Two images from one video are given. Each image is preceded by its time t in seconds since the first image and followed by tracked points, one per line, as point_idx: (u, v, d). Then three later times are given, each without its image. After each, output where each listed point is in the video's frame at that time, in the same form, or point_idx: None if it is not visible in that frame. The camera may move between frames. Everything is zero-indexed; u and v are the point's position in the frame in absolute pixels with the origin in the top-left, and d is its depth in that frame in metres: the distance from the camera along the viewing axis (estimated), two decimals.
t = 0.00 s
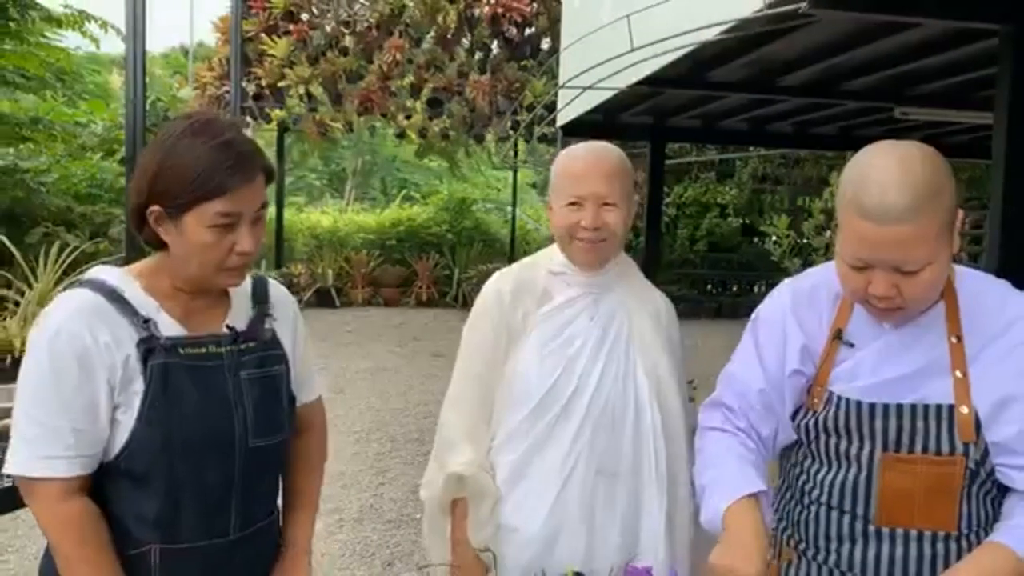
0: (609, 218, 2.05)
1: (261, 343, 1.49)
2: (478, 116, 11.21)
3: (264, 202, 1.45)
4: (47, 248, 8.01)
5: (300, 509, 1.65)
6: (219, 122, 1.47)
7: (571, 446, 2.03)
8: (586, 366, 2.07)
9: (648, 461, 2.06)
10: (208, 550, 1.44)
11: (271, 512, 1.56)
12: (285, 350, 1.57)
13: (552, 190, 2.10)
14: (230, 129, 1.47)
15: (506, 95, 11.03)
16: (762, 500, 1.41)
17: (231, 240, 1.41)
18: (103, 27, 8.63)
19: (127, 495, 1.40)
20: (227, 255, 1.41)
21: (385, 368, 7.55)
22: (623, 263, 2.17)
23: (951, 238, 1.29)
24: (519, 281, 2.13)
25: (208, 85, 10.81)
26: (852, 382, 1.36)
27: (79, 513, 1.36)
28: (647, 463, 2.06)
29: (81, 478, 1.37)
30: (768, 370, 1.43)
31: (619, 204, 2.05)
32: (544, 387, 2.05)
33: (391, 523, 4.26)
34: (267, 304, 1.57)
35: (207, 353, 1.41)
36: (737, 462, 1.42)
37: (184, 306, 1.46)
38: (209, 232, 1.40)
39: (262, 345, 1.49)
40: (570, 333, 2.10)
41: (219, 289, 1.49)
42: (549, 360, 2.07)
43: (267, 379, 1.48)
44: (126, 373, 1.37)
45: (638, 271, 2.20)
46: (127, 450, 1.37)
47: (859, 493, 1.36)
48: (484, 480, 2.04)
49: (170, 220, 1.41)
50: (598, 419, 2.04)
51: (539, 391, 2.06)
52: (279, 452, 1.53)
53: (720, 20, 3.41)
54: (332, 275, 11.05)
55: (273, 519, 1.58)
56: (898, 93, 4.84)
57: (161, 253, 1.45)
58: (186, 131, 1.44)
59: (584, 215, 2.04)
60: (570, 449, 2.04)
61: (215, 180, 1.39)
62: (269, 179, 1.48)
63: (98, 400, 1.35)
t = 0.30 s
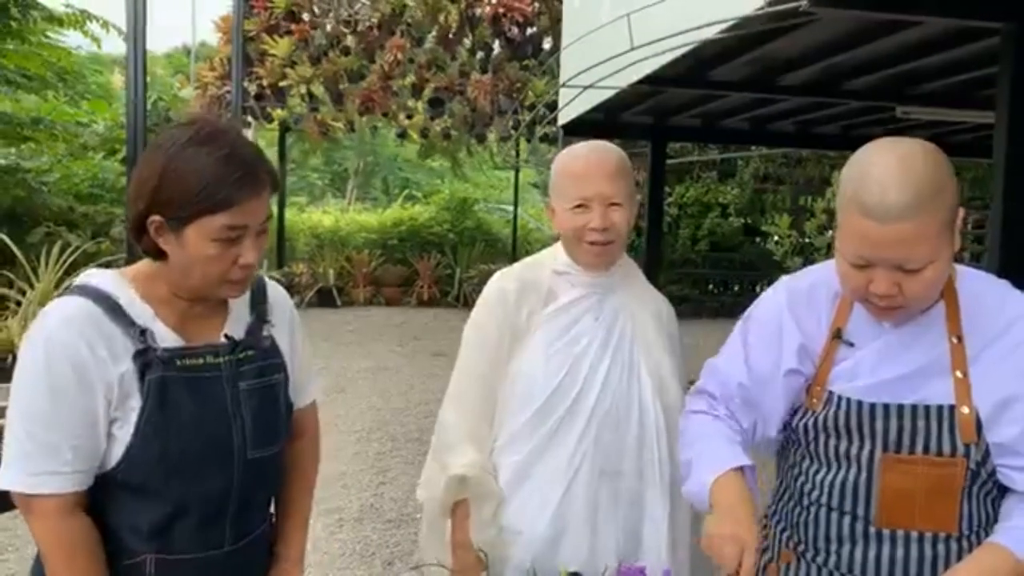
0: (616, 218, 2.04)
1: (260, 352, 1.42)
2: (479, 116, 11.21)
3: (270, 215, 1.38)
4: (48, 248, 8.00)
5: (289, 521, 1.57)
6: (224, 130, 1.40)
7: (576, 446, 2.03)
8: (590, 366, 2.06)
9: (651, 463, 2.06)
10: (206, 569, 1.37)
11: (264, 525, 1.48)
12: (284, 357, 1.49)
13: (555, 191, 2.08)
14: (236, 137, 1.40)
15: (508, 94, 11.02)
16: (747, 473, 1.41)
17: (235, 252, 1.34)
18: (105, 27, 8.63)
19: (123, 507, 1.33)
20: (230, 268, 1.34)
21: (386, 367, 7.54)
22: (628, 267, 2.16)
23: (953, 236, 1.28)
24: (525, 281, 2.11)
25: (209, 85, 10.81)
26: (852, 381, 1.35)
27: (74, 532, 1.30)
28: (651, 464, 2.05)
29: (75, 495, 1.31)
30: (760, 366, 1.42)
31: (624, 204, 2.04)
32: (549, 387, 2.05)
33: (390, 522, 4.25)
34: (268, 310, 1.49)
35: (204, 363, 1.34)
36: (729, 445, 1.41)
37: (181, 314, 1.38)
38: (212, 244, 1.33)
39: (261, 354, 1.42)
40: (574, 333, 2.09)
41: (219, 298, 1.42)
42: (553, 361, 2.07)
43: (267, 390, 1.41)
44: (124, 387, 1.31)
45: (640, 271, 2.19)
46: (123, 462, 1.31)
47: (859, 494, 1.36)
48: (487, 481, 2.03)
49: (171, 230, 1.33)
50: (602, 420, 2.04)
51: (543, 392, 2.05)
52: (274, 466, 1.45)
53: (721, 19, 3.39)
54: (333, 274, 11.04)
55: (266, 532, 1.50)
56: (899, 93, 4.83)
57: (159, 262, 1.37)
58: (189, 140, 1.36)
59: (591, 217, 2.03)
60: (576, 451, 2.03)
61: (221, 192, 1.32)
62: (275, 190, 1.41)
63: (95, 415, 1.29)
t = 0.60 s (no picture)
0: (624, 222, 2.03)
1: (260, 356, 1.42)
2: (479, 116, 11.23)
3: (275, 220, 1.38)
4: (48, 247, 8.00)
5: (288, 523, 1.57)
6: (231, 135, 1.39)
7: (576, 445, 2.04)
8: (592, 366, 2.07)
9: (651, 464, 2.06)
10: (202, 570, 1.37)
11: (259, 528, 1.48)
12: (284, 362, 1.49)
13: (564, 192, 2.07)
14: (242, 142, 1.39)
15: (508, 94, 11.01)
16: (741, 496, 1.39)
17: (239, 257, 1.34)
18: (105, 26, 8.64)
19: (120, 508, 1.33)
20: (234, 273, 1.34)
21: (386, 367, 7.53)
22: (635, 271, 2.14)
23: (949, 236, 1.28)
24: (528, 281, 2.11)
25: (209, 85, 10.80)
26: (849, 379, 1.36)
27: (69, 532, 1.30)
28: (650, 465, 2.06)
29: (71, 494, 1.30)
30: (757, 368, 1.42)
31: (633, 207, 2.04)
32: (549, 386, 2.05)
33: (389, 522, 4.25)
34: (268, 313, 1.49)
35: (204, 367, 1.34)
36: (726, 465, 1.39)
37: (182, 319, 1.38)
38: (217, 250, 1.32)
39: (260, 358, 1.42)
40: (576, 333, 2.10)
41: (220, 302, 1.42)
42: (555, 360, 2.07)
43: (265, 394, 1.41)
44: (122, 389, 1.30)
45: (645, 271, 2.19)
46: (120, 464, 1.31)
47: (853, 492, 1.36)
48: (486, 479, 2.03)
49: (176, 235, 1.33)
50: (603, 420, 2.05)
51: (544, 391, 2.06)
52: (271, 469, 1.46)
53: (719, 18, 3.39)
54: (333, 274, 11.02)
55: (262, 534, 1.50)
56: (899, 92, 4.83)
57: (162, 266, 1.37)
58: (196, 145, 1.35)
59: (599, 220, 2.02)
60: (575, 450, 2.04)
61: (226, 199, 1.32)
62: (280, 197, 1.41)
63: (93, 416, 1.29)
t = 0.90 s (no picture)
0: (626, 203, 2.04)
1: (253, 358, 1.41)
2: (479, 115, 11.17)
3: (269, 214, 1.38)
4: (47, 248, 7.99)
5: (284, 522, 1.57)
6: (225, 130, 1.39)
7: (572, 446, 2.03)
8: (591, 368, 2.06)
9: (646, 469, 2.05)
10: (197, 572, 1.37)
11: (255, 530, 1.47)
12: (279, 363, 1.48)
13: (567, 181, 2.10)
14: (237, 137, 1.39)
15: (507, 94, 10.94)
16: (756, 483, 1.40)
17: (234, 252, 1.34)
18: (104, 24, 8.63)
19: (114, 510, 1.33)
20: (229, 268, 1.34)
21: (385, 367, 7.53)
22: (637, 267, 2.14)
23: (951, 237, 1.28)
24: (529, 280, 2.11)
25: (208, 84, 10.77)
26: (849, 379, 1.35)
27: (62, 535, 1.29)
28: (645, 469, 2.05)
29: (65, 496, 1.30)
30: (756, 369, 1.42)
31: (635, 191, 2.06)
32: (547, 387, 2.05)
33: (388, 522, 4.25)
34: (264, 311, 1.48)
35: (200, 367, 1.34)
36: (737, 455, 1.40)
37: (178, 317, 1.37)
38: (211, 244, 1.32)
39: (254, 360, 1.41)
40: (575, 334, 2.09)
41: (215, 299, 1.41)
42: (553, 361, 2.07)
43: (260, 394, 1.41)
44: (116, 390, 1.30)
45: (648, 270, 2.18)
46: (113, 466, 1.30)
47: (851, 494, 1.36)
48: (481, 478, 2.03)
49: (170, 230, 1.32)
50: (600, 421, 2.04)
51: (542, 391, 2.05)
52: (267, 470, 1.45)
53: (716, 17, 3.39)
54: (333, 274, 11.03)
55: (257, 536, 1.49)
56: (898, 92, 4.83)
57: (157, 264, 1.36)
58: (189, 140, 1.35)
59: (601, 200, 2.03)
60: (570, 451, 2.03)
61: (221, 192, 1.31)
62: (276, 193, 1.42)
63: (86, 417, 1.28)
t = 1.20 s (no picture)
0: (626, 211, 2.03)
1: (249, 358, 1.40)
2: (479, 114, 11.14)
3: (266, 219, 1.37)
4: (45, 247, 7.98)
5: (281, 523, 1.56)
6: (223, 132, 1.38)
7: (568, 446, 2.03)
8: (589, 368, 2.06)
9: (642, 471, 2.04)
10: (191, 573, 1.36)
11: (253, 531, 1.47)
12: (275, 363, 1.47)
13: (565, 185, 2.09)
14: (235, 141, 1.38)
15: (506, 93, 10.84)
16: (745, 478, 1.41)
17: (230, 256, 1.33)
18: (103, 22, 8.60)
19: (108, 512, 1.32)
20: (224, 272, 1.33)
21: (383, 367, 7.53)
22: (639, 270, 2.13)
23: (954, 238, 1.27)
24: (530, 280, 2.10)
25: (207, 83, 10.76)
26: (849, 380, 1.35)
27: (52, 536, 1.28)
28: (641, 471, 2.04)
29: (59, 498, 1.29)
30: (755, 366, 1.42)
31: (635, 197, 2.05)
32: (545, 386, 2.04)
33: (386, 521, 4.25)
34: (260, 311, 1.47)
35: (193, 368, 1.33)
36: (726, 446, 1.42)
37: (172, 317, 1.37)
38: (207, 248, 1.31)
39: (249, 360, 1.40)
40: (574, 334, 2.08)
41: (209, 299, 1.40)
42: (551, 361, 2.06)
43: (254, 394, 1.39)
44: (109, 391, 1.28)
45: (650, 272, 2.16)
46: (107, 467, 1.30)
47: (853, 496, 1.35)
48: (477, 477, 2.02)
49: (164, 232, 1.31)
50: (597, 421, 2.03)
51: (540, 390, 2.05)
52: (264, 471, 1.45)
53: (714, 16, 3.38)
54: (332, 273, 11.01)
55: (255, 536, 1.49)
56: (898, 91, 4.82)
57: (150, 265, 1.35)
58: (187, 142, 1.34)
59: (600, 209, 2.02)
60: (566, 451, 2.03)
61: (218, 197, 1.30)
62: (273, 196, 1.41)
63: (79, 417, 1.27)
